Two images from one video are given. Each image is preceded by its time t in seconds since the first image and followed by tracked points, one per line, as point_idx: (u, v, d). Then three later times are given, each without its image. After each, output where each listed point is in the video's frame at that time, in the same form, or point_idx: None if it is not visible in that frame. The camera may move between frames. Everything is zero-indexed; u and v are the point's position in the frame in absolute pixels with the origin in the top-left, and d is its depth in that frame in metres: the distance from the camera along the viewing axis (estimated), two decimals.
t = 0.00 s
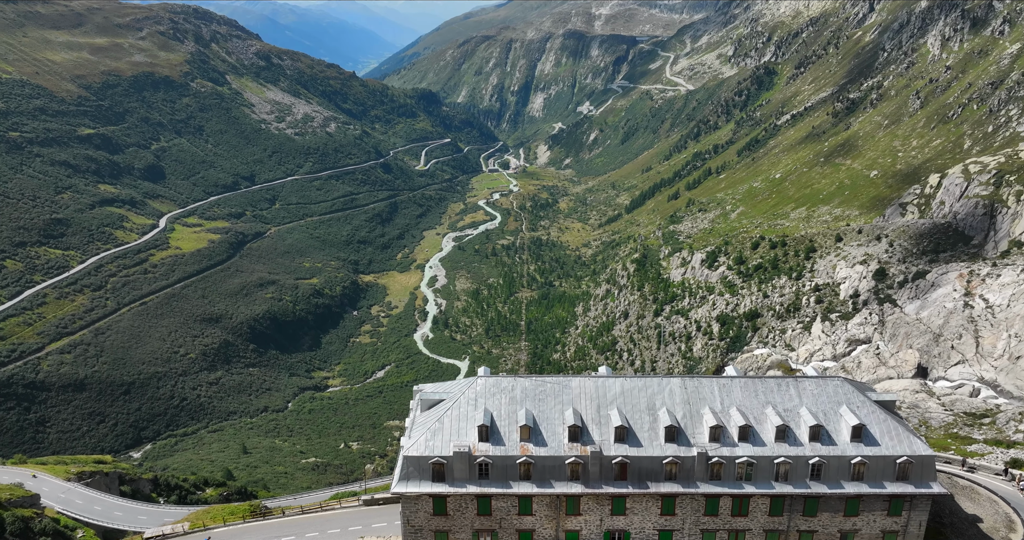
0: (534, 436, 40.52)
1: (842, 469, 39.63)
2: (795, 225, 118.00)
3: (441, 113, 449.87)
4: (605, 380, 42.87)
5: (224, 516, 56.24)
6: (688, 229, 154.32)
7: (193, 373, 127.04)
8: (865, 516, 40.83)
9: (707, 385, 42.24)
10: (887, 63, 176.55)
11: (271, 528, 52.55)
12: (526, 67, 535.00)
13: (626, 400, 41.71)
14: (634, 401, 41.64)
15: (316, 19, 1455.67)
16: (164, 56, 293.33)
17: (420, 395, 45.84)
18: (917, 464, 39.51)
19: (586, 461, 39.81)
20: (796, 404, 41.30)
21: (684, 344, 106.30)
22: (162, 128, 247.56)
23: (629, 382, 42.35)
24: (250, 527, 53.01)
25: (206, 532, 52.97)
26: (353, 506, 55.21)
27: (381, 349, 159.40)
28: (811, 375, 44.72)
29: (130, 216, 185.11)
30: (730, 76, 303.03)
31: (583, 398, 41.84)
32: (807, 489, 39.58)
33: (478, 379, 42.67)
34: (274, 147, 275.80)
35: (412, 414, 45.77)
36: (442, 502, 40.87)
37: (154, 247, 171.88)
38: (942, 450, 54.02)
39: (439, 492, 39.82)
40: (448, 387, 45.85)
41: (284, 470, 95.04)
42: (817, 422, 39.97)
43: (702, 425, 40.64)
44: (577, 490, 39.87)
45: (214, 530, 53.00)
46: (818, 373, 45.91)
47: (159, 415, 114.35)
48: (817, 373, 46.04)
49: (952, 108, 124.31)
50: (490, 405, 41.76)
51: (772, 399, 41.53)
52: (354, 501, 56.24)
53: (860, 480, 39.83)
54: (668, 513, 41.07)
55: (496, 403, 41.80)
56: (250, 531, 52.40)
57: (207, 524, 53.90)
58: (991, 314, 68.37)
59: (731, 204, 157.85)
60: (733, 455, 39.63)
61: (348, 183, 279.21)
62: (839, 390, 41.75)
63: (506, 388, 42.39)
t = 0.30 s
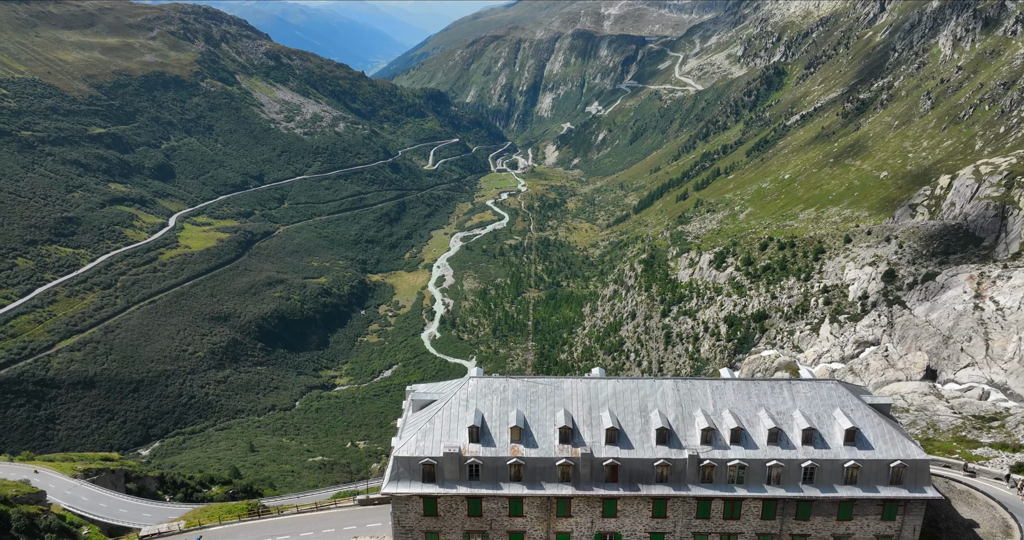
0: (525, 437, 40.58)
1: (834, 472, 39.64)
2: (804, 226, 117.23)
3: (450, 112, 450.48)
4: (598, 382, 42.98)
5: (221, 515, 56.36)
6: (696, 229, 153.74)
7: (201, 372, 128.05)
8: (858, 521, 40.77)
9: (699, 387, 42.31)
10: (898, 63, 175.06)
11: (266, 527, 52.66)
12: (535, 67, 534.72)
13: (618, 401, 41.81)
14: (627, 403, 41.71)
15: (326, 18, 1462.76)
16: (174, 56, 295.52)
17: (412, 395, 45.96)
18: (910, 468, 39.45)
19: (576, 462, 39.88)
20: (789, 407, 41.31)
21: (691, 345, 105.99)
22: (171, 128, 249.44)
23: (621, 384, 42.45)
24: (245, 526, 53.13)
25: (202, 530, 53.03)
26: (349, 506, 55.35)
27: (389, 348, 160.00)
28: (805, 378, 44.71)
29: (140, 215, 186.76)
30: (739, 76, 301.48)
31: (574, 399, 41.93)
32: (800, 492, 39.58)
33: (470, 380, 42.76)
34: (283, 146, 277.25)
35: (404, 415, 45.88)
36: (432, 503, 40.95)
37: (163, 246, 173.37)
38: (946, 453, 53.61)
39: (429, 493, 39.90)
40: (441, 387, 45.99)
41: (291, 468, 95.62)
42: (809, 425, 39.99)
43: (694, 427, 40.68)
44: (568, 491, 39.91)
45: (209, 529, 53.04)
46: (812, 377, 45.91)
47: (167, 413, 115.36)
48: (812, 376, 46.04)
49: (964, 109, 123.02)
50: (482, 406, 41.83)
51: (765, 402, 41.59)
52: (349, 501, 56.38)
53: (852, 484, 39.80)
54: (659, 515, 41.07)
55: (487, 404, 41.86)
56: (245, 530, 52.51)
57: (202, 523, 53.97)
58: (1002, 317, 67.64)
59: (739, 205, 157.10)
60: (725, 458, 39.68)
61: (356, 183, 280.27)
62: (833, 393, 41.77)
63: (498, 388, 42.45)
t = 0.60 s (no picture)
0: (516, 438, 40.62)
1: (828, 476, 39.46)
2: (813, 227, 116.39)
3: (458, 112, 451.02)
4: (590, 382, 42.98)
5: (219, 513, 56.65)
6: (705, 230, 153.14)
7: (210, 370, 129.06)
8: (851, 524, 40.60)
9: (693, 389, 42.24)
10: (909, 63, 173.46)
11: (262, 526, 52.89)
12: (544, 66, 534.23)
13: (610, 403, 41.80)
14: (619, 404, 41.68)
15: (337, 18, 1470.51)
16: (185, 56, 297.81)
17: (405, 396, 46.12)
18: (905, 472, 39.20)
19: (568, 464, 39.92)
20: (782, 409, 41.23)
21: (699, 345, 105.63)
22: (182, 127, 251.38)
23: (614, 385, 42.42)
24: (241, 525, 53.45)
25: (198, 528, 53.32)
26: (345, 505, 55.64)
27: (396, 348, 160.62)
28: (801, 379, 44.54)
29: (150, 214, 188.49)
30: (749, 76, 299.68)
31: (567, 400, 41.94)
32: (793, 495, 39.43)
33: (462, 381, 42.81)
34: (292, 145, 278.67)
35: (396, 415, 46.00)
36: (423, 503, 41.10)
37: (173, 245, 174.83)
38: (950, 457, 53.20)
39: (419, 493, 40.08)
40: (434, 388, 46.13)
41: (297, 467, 96.15)
42: (803, 427, 39.87)
43: (687, 429, 40.64)
44: (559, 493, 39.96)
45: (205, 527, 53.35)
46: (807, 378, 45.79)
47: (176, 410, 116.44)
48: (808, 378, 45.85)
49: (976, 109, 121.70)
50: (474, 406, 41.86)
51: (759, 404, 41.46)
52: (345, 501, 56.67)
53: (846, 487, 39.60)
54: (651, 517, 41.03)
55: (479, 405, 41.88)
56: (241, 528, 52.86)
57: (198, 521, 54.27)
58: (1013, 319, 66.88)
59: (748, 206, 156.30)
60: (717, 460, 39.63)
61: (365, 182, 281.29)
62: (828, 395, 41.61)
63: (490, 389, 42.49)
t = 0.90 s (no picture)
0: (507, 438, 40.63)
1: (821, 479, 39.27)
2: (823, 228, 115.63)
3: (467, 112, 451.50)
4: (582, 384, 42.92)
5: (216, 511, 57.00)
6: (713, 230, 152.40)
7: (219, 368, 130.06)
8: (845, 528, 40.37)
9: (685, 391, 42.17)
10: (921, 63, 171.86)
11: (257, 525, 53.19)
12: (553, 66, 533.65)
13: (602, 404, 41.79)
14: (611, 405, 41.66)
15: (347, 18, 1477.38)
16: (195, 55, 300.02)
17: (397, 395, 46.24)
18: (899, 476, 39.02)
19: (558, 465, 39.88)
20: (776, 412, 41.06)
21: (706, 346, 105.23)
22: (192, 126, 253.31)
23: (606, 386, 42.38)
24: (236, 523, 53.84)
25: (194, 526, 53.61)
26: (340, 504, 55.84)
27: (404, 347, 161.10)
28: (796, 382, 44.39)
29: (160, 212, 190.14)
30: (759, 76, 297.98)
31: (559, 401, 41.95)
32: (785, 498, 39.26)
33: (454, 381, 42.88)
34: (301, 145, 280.11)
35: (389, 414, 46.10)
36: (414, 503, 41.24)
37: (182, 244, 176.26)
38: (955, 461, 52.81)
39: (410, 493, 40.20)
40: (427, 387, 46.23)
41: (305, 465, 96.78)
42: (796, 430, 39.67)
43: (679, 431, 40.51)
44: (549, 494, 39.97)
45: (200, 525, 53.66)
46: (803, 381, 45.60)
47: (184, 408, 117.50)
48: (803, 380, 45.68)
49: (988, 109, 120.39)
50: (466, 406, 41.87)
51: (751, 406, 41.33)
52: (341, 499, 56.95)
53: (839, 491, 39.40)
54: (642, 519, 41.06)
55: (470, 405, 41.90)
56: (236, 527, 53.14)
57: (194, 519, 54.63)
58: None
59: (757, 206, 155.44)
60: (709, 462, 39.45)
61: (373, 182, 282.32)
62: (822, 398, 41.40)
63: (481, 389, 42.53)
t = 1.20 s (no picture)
0: (498, 439, 40.70)
1: (814, 482, 39.06)
2: (832, 229, 114.82)
3: (476, 112, 451.97)
4: (575, 385, 42.91)
5: (215, 509, 57.51)
6: (722, 231, 151.57)
7: (227, 366, 131.14)
8: (839, 532, 40.12)
9: (678, 393, 42.10)
10: (933, 64, 170.17)
11: (253, 524, 53.60)
12: (562, 66, 533.06)
13: (594, 405, 41.81)
14: (603, 407, 41.68)
15: (357, 18, 1483.79)
16: (206, 55, 302.42)
17: (390, 395, 46.45)
18: (893, 479, 38.75)
19: (549, 466, 39.89)
20: (769, 414, 40.89)
21: (715, 347, 104.78)
22: (202, 125, 255.40)
23: (599, 388, 42.39)
24: (233, 522, 54.27)
25: (190, 525, 54.07)
26: (336, 503, 56.37)
27: (412, 346, 161.52)
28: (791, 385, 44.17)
29: (170, 211, 191.93)
30: (769, 77, 296.20)
31: (551, 402, 41.99)
32: (778, 502, 39.05)
33: (446, 382, 43.05)
34: (311, 144, 281.61)
35: (382, 414, 46.30)
36: (405, 504, 41.40)
37: (192, 242, 177.81)
38: (961, 465, 52.37)
39: (401, 493, 40.41)
40: (420, 387, 46.38)
41: (312, 464, 97.23)
42: (789, 433, 39.47)
43: (671, 433, 40.43)
44: (540, 495, 40.03)
45: (197, 524, 54.15)
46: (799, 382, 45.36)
47: (193, 406, 118.59)
48: (799, 382, 45.47)
49: (1001, 110, 119.00)
50: (457, 407, 42.00)
51: (745, 408, 41.19)
52: (337, 499, 57.38)
53: (833, 495, 39.19)
54: (634, 521, 40.99)
55: (462, 406, 42.02)
56: (232, 525, 53.54)
57: (191, 517, 55.12)
58: None
59: (767, 207, 154.51)
60: (701, 464, 39.35)
61: (382, 181, 283.25)
62: (816, 401, 41.22)
63: (474, 389, 42.66)
